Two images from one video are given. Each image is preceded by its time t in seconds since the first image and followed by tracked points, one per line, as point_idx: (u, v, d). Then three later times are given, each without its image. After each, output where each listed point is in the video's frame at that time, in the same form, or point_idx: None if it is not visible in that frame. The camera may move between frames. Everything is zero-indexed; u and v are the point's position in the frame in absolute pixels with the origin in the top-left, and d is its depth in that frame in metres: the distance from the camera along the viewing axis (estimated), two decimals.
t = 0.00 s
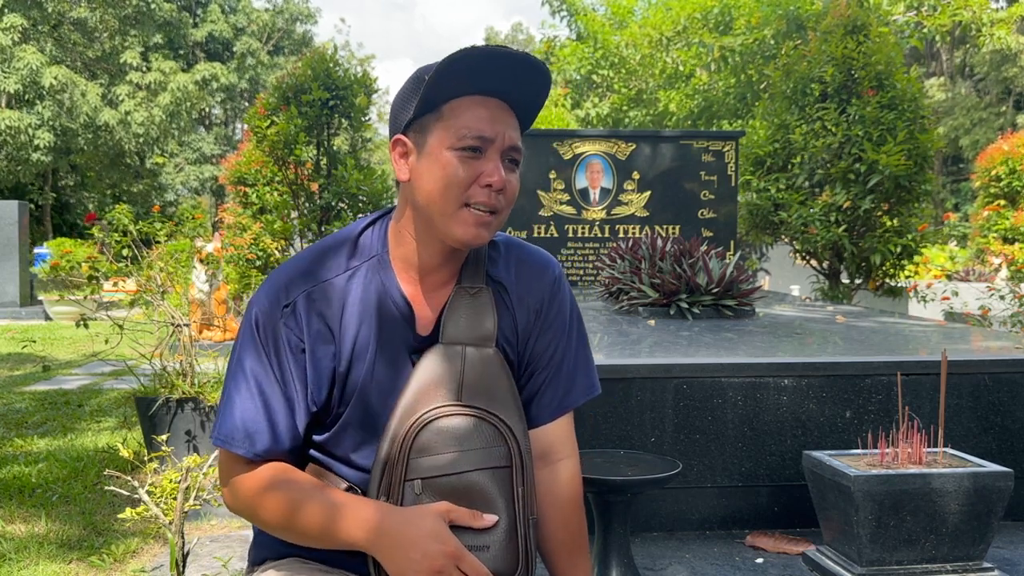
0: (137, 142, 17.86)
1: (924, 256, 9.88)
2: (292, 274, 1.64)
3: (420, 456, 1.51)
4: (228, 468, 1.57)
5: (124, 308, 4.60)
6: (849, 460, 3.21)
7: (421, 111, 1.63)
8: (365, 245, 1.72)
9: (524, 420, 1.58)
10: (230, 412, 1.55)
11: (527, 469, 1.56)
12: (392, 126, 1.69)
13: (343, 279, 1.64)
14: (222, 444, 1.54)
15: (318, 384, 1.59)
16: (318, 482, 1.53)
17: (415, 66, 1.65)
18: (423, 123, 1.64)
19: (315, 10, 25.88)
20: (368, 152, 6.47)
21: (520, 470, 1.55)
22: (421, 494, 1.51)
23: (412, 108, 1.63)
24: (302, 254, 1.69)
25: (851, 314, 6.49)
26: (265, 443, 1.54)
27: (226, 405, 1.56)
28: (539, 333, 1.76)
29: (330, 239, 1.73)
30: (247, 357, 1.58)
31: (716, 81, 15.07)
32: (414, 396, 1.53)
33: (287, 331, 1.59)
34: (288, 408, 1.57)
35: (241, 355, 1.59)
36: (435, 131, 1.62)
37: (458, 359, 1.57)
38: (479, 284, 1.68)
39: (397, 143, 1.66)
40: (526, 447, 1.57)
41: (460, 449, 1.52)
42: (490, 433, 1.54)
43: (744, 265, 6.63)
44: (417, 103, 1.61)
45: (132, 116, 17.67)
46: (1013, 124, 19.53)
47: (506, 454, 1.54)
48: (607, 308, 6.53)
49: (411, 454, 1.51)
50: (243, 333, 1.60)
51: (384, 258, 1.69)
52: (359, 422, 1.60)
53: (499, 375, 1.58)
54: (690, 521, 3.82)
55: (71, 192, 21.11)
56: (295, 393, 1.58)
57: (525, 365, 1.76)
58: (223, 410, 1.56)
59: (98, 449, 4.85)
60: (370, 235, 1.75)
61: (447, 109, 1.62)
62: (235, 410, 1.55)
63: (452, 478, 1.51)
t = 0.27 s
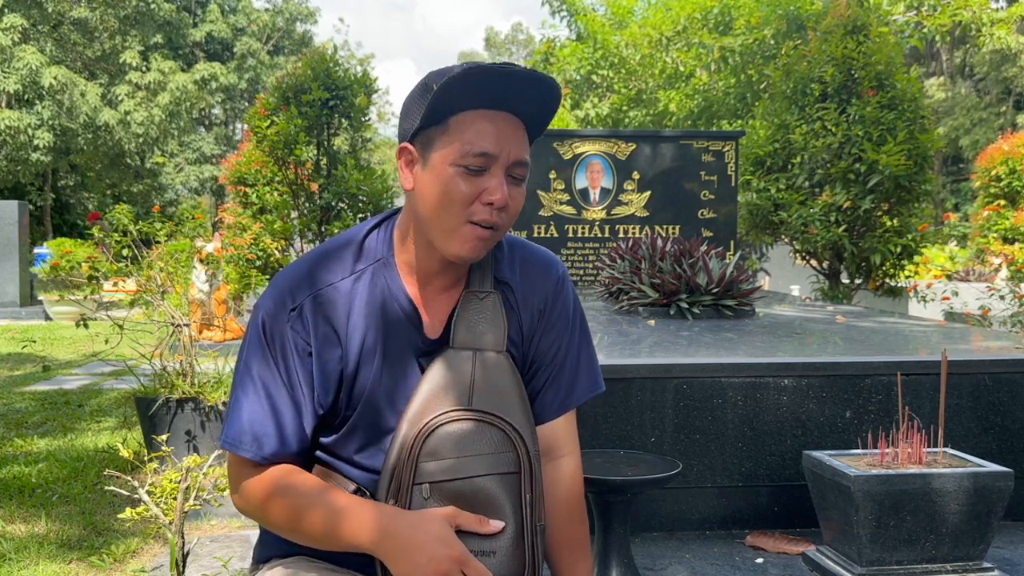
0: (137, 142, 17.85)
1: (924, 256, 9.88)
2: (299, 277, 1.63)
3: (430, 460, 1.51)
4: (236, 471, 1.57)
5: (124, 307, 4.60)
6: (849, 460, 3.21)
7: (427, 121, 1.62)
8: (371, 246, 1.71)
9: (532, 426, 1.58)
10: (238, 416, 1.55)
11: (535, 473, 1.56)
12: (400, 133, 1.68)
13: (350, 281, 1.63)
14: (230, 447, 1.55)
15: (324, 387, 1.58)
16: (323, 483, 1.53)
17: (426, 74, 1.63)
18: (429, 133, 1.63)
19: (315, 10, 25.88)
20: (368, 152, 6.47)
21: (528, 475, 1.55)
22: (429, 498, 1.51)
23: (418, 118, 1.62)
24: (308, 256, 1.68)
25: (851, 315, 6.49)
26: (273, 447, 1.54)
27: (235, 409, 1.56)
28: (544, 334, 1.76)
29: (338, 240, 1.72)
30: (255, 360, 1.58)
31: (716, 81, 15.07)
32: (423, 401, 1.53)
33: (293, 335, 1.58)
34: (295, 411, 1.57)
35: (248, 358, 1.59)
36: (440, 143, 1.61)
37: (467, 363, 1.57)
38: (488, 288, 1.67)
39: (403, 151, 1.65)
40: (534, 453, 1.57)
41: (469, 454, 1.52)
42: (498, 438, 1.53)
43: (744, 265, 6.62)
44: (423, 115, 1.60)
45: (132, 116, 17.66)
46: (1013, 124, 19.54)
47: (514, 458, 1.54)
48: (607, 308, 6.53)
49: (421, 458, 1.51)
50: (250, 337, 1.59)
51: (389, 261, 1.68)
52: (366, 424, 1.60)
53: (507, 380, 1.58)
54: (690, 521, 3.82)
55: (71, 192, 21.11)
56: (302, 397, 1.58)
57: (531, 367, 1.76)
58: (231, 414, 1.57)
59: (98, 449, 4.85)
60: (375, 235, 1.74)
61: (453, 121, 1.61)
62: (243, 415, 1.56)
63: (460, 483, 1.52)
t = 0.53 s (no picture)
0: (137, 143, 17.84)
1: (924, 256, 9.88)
2: (297, 278, 1.63)
3: (429, 459, 1.51)
4: (235, 473, 1.57)
5: (124, 308, 4.60)
6: (849, 460, 3.21)
7: (415, 136, 1.60)
8: (368, 249, 1.71)
9: (531, 426, 1.59)
10: (235, 416, 1.55)
11: (535, 473, 1.57)
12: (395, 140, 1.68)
13: (348, 284, 1.63)
14: (228, 448, 1.54)
15: (321, 389, 1.58)
16: (321, 483, 1.54)
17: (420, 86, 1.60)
18: (419, 147, 1.62)
19: (315, 10, 25.86)
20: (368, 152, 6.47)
21: (527, 474, 1.55)
22: (428, 498, 1.51)
23: (407, 132, 1.61)
24: (307, 257, 1.68)
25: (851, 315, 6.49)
26: (271, 448, 1.53)
27: (231, 409, 1.56)
28: (544, 338, 1.76)
29: (337, 242, 1.72)
30: (252, 360, 1.57)
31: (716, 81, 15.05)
32: (422, 402, 1.54)
33: (292, 337, 1.58)
34: (293, 412, 1.57)
35: (246, 359, 1.58)
36: (427, 159, 1.60)
37: (467, 363, 1.58)
38: (488, 291, 1.67)
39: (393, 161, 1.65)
40: (534, 453, 1.57)
41: (468, 453, 1.52)
42: (497, 438, 1.54)
43: (744, 265, 6.62)
44: (410, 131, 1.59)
45: (131, 116, 17.63)
46: (1013, 124, 19.54)
47: (514, 457, 1.54)
48: (607, 308, 6.53)
49: (420, 458, 1.51)
50: (247, 336, 1.59)
51: (385, 264, 1.68)
52: (363, 424, 1.60)
53: (506, 382, 1.58)
54: (690, 521, 3.82)
55: (70, 192, 21.10)
56: (299, 399, 1.58)
57: (529, 373, 1.77)
58: (228, 414, 1.56)
59: (98, 449, 4.85)
60: (373, 238, 1.74)
61: (441, 140, 1.59)
62: (240, 416, 1.55)
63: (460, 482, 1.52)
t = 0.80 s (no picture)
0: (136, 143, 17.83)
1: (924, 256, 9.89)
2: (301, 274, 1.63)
3: (431, 462, 1.52)
4: (238, 468, 1.56)
5: (124, 307, 4.60)
6: (849, 459, 3.21)
7: (403, 142, 1.61)
8: (371, 249, 1.71)
9: (535, 431, 1.59)
10: (239, 412, 1.54)
11: (537, 477, 1.57)
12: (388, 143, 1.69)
13: (352, 282, 1.64)
14: (230, 442, 1.53)
15: (326, 387, 1.59)
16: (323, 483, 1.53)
17: (405, 91, 1.60)
18: (409, 151, 1.62)
19: (314, 10, 25.84)
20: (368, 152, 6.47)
21: (529, 480, 1.56)
22: (429, 501, 1.52)
23: (396, 137, 1.62)
24: (310, 256, 1.68)
25: (851, 315, 6.50)
26: (276, 445, 1.53)
27: (235, 405, 1.55)
28: (549, 353, 1.75)
29: (340, 241, 1.72)
30: (256, 357, 1.56)
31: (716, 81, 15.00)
32: (425, 404, 1.55)
33: (296, 334, 1.58)
34: (298, 409, 1.57)
35: (249, 355, 1.58)
36: (417, 163, 1.61)
37: (471, 365, 1.58)
38: (495, 293, 1.68)
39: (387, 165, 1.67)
40: (536, 457, 1.57)
41: (470, 457, 1.53)
42: (499, 441, 1.54)
43: (744, 265, 6.62)
44: (397, 136, 1.60)
45: (130, 116, 17.63)
46: (1013, 124, 19.54)
47: (516, 462, 1.55)
48: (607, 308, 6.52)
49: (423, 460, 1.52)
50: (250, 332, 1.58)
51: (389, 265, 1.69)
52: (367, 424, 1.60)
53: (511, 385, 1.58)
54: (690, 521, 3.82)
55: (70, 192, 21.10)
56: (303, 397, 1.57)
57: (534, 386, 1.76)
58: (231, 411, 1.55)
59: (98, 449, 4.85)
60: (374, 238, 1.74)
61: (428, 144, 1.59)
62: (244, 412, 1.54)
63: (461, 485, 1.52)
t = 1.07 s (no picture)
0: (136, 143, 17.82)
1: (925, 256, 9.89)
2: (315, 267, 1.64)
3: (433, 454, 1.52)
4: (246, 453, 1.57)
5: (124, 308, 4.60)
6: (849, 459, 3.21)
7: (402, 146, 1.63)
8: (386, 245, 1.73)
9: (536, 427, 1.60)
10: (250, 397, 1.56)
11: (539, 473, 1.58)
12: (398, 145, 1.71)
13: (365, 276, 1.65)
14: (240, 426, 1.54)
15: (335, 379, 1.60)
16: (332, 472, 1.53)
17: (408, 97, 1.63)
18: (409, 155, 1.64)
19: (314, 10, 25.83)
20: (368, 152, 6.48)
21: (531, 473, 1.56)
22: (432, 491, 1.51)
23: (397, 141, 1.64)
24: (328, 250, 1.70)
25: (851, 315, 6.50)
26: (286, 431, 1.54)
27: (247, 390, 1.56)
28: (556, 364, 1.73)
29: (357, 238, 1.74)
30: (269, 345, 1.58)
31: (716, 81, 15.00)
32: (429, 400, 1.55)
33: (308, 325, 1.59)
34: (308, 399, 1.58)
35: (262, 343, 1.59)
36: (414, 167, 1.62)
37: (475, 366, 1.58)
38: (503, 298, 1.67)
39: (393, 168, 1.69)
40: (537, 454, 1.58)
41: (472, 450, 1.53)
42: (501, 435, 1.55)
43: (744, 265, 6.62)
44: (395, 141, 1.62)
45: (130, 116, 17.64)
46: (1013, 124, 19.54)
47: (519, 456, 1.56)
48: (607, 308, 6.52)
49: (424, 452, 1.52)
50: (266, 321, 1.60)
51: (403, 261, 1.70)
52: (374, 419, 1.60)
53: (514, 384, 1.59)
54: (690, 521, 3.82)
55: (70, 192, 21.10)
56: (313, 388, 1.58)
57: (540, 396, 1.74)
58: (242, 396, 1.57)
59: (98, 449, 4.85)
60: (390, 235, 1.76)
61: (423, 149, 1.60)
62: (257, 396, 1.56)
63: (463, 477, 1.52)
